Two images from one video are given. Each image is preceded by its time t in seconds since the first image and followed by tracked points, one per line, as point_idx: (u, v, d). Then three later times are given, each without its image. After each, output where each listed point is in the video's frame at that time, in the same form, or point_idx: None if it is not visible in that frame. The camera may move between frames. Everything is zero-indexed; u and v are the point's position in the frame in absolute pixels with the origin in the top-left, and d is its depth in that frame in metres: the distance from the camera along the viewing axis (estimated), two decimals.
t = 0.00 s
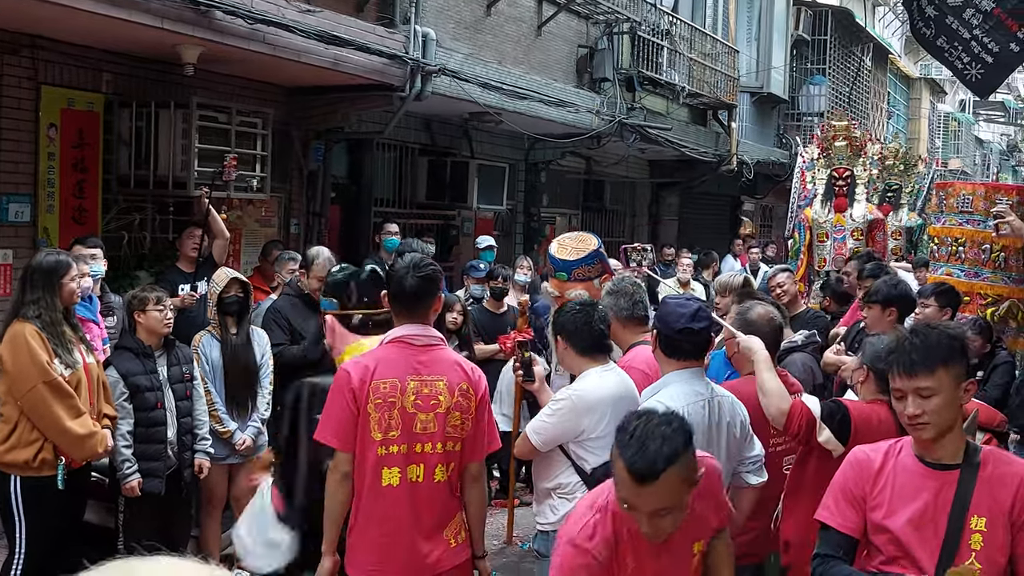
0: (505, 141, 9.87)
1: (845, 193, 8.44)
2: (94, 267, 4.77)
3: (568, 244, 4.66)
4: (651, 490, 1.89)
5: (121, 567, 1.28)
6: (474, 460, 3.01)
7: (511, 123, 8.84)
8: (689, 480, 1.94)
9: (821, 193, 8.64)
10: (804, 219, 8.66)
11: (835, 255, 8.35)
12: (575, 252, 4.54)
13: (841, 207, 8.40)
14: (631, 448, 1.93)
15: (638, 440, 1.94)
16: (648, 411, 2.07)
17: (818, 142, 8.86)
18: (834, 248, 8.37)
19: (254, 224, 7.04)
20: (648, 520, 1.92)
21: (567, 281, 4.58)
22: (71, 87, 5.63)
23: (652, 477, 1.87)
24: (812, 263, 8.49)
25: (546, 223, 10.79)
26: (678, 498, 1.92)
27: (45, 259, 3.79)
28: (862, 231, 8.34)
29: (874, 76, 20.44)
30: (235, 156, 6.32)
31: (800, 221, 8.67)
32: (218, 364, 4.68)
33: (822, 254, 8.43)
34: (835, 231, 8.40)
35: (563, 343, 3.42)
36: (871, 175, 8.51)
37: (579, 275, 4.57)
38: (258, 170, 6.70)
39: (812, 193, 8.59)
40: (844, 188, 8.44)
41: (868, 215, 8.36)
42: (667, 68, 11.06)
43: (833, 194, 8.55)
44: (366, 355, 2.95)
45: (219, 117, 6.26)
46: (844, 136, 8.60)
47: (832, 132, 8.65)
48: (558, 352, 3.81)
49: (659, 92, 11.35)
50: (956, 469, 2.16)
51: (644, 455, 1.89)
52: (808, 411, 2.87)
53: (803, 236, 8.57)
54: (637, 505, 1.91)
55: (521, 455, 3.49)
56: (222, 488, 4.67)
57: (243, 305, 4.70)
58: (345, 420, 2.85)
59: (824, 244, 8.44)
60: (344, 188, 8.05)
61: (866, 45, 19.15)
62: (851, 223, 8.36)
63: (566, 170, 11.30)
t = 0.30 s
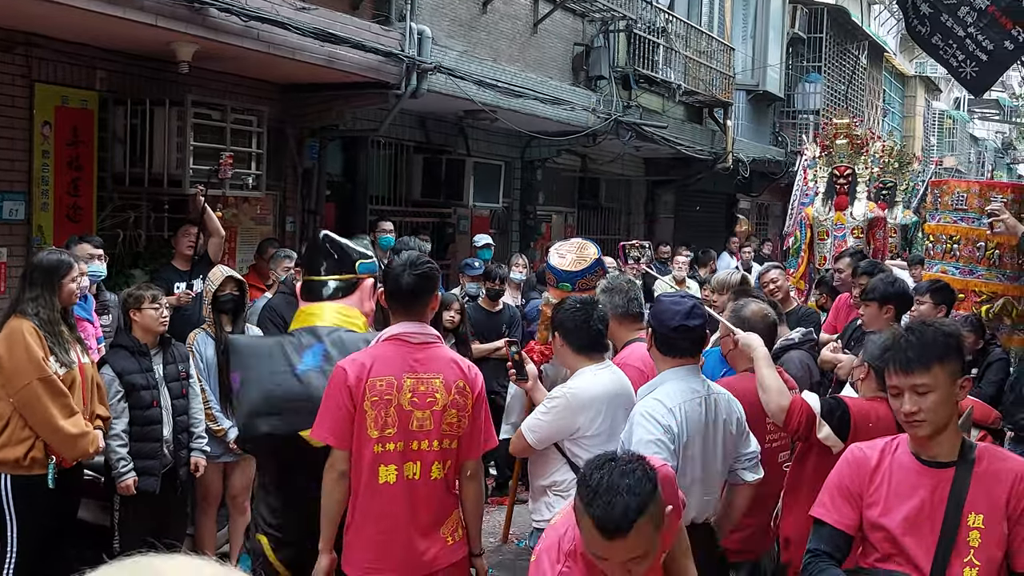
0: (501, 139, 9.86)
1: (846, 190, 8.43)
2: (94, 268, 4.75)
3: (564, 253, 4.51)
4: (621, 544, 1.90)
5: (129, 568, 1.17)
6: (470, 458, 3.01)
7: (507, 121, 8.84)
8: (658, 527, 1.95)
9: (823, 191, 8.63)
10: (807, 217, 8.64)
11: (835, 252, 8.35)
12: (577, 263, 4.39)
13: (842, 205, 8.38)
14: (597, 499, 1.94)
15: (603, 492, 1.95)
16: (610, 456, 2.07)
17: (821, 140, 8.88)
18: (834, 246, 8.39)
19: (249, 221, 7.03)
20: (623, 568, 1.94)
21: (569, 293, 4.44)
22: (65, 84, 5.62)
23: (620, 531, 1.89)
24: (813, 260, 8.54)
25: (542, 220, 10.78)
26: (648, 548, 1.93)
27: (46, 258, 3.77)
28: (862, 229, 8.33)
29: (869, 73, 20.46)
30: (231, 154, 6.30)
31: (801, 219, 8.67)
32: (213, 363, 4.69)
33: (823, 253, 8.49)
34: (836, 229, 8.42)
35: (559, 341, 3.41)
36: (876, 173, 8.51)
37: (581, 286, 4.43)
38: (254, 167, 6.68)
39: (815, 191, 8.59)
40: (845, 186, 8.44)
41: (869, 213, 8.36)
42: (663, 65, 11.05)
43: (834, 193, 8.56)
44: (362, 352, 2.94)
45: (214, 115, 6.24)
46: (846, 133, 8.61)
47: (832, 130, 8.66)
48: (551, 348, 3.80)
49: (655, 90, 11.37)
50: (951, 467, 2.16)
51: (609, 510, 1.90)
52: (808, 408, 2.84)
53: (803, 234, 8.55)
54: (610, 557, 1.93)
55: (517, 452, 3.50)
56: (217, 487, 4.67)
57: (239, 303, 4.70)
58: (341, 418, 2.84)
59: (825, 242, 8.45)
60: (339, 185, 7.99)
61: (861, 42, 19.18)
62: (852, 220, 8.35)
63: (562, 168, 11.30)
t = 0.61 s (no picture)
0: (498, 136, 9.86)
1: (847, 189, 8.43)
2: (100, 267, 4.84)
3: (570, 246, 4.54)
4: (616, 504, 1.89)
5: (134, 564, 1.15)
6: (466, 455, 3.01)
7: (504, 118, 8.83)
8: (653, 488, 1.94)
9: (824, 189, 8.62)
10: (808, 216, 8.64)
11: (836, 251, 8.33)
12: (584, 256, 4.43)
13: (843, 203, 8.37)
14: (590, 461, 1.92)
15: (597, 454, 1.93)
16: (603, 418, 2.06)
17: (819, 139, 8.88)
18: (836, 244, 8.36)
19: (245, 218, 7.02)
20: (617, 528, 1.93)
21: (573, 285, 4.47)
22: (60, 81, 5.61)
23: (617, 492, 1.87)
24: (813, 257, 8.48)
25: (539, 218, 10.76)
26: (643, 509, 1.92)
27: (44, 256, 3.76)
28: (863, 226, 8.32)
29: (865, 71, 20.46)
30: (226, 150, 6.29)
31: (804, 218, 8.66)
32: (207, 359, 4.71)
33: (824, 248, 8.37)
34: (837, 227, 8.40)
35: (557, 338, 3.41)
36: (872, 173, 8.51)
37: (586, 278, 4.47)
38: (249, 164, 6.65)
39: (816, 189, 8.57)
40: (845, 184, 8.44)
41: (870, 211, 8.36)
42: (660, 63, 11.05)
43: (836, 190, 8.50)
44: (359, 349, 2.93)
45: (209, 111, 6.25)
46: (844, 132, 8.61)
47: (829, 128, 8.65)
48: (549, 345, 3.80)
49: (651, 88, 11.38)
50: (946, 465, 2.16)
51: (605, 471, 1.88)
52: (807, 403, 2.84)
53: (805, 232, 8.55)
54: (605, 519, 1.92)
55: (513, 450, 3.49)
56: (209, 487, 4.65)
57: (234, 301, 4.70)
58: (335, 415, 2.84)
59: (825, 240, 8.43)
60: (334, 181, 7.97)
61: (858, 41, 19.20)
62: (852, 218, 8.34)
63: (558, 165, 11.29)
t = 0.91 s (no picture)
0: (496, 133, 9.85)
1: (844, 186, 8.43)
2: (95, 265, 4.86)
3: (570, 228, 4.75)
4: (634, 433, 1.92)
5: (129, 557, 1.14)
6: (462, 451, 3.01)
7: (501, 115, 8.82)
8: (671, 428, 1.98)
9: (821, 187, 8.62)
10: (804, 213, 8.65)
11: (834, 249, 8.35)
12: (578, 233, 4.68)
13: (841, 201, 8.37)
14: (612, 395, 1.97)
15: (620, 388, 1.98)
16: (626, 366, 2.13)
17: (817, 136, 8.88)
18: (834, 242, 8.37)
19: (242, 215, 7.02)
20: (633, 465, 1.94)
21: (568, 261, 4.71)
22: (57, 78, 5.60)
23: (636, 416, 1.91)
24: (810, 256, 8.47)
25: (537, 215, 10.76)
26: (662, 443, 1.95)
27: (40, 254, 3.75)
28: (861, 225, 8.25)
29: (863, 68, 20.46)
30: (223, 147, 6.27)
31: (800, 215, 8.68)
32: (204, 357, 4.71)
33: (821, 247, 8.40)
34: (834, 226, 8.35)
35: (556, 335, 3.41)
36: (869, 170, 8.51)
37: (580, 255, 4.71)
38: (246, 161, 6.64)
39: (812, 186, 8.58)
40: (843, 181, 8.44)
41: (868, 209, 8.28)
42: (657, 60, 11.05)
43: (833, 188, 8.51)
44: (355, 345, 2.93)
45: (205, 108, 6.23)
46: (842, 129, 8.60)
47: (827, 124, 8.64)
48: (547, 342, 3.81)
49: (649, 85, 11.38)
50: (943, 462, 2.16)
51: (626, 399, 1.93)
52: (806, 401, 2.86)
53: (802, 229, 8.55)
54: (622, 451, 1.94)
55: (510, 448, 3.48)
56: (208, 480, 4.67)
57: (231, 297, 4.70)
58: (332, 411, 2.83)
59: (824, 238, 8.44)
60: (332, 179, 7.97)
61: (856, 38, 19.20)
62: (850, 217, 8.28)
63: (556, 162, 11.29)
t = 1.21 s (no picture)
0: (495, 131, 9.86)
1: (838, 184, 8.46)
2: (89, 263, 4.86)
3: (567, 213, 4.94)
4: (692, 387, 1.98)
5: (135, 550, 1.14)
6: (460, 449, 3.02)
7: (500, 113, 8.82)
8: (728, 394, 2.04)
9: (815, 184, 8.63)
10: (797, 209, 8.65)
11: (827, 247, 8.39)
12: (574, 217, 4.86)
13: (835, 199, 8.42)
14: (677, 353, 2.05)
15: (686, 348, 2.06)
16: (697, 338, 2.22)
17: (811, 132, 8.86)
18: (827, 240, 8.42)
19: (241, 213, 7.02)
20: (686, 420, 2.00)
21: (560, 243, 4.88)
22: (56, 75, 5.60)
23: (693, 370, 1.98)
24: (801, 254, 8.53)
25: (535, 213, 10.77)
26: (717, 403, 2.01)
27: (33, 249, 3.76)
28: (854, 223, 8.36)
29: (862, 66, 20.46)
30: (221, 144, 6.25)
31: (792, 211, 8.67)
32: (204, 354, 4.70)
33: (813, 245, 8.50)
34: (828, 223, 8.45)
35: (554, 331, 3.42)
36: (866, 167, 8.52)
37: (573, 238, 4.88)
38: (245, 158, 6.66)
39: (807, 183, 8.59)
40: (837, 178, 8.46)
41: (861, 207, 8.40)
42: (656, 58, 11.06)
43: (827, 185, 8.56)
44: (354, 342, 2.94)
45: (205, 106, 6.23)
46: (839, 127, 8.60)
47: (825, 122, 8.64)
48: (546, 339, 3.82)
49: (648, 83, 11.40)
50: (940, 458, 2.17)
51: (687, 355, 2.01)
52: (805, 397, 2.86)
53: (795, 226, 8.57)
54: (677, 405, 2.00)
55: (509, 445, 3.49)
56: (208, 480, 4.60)
57: (231, 295, 4.71)
58: (330, 408, 2.85)
59: (816, 235, 8.46)
60: (331, 176, 7.97)
61: (855, 36, 19.21)
62: (844, 214, 8.39)
63: (555, 160, 11.30)
